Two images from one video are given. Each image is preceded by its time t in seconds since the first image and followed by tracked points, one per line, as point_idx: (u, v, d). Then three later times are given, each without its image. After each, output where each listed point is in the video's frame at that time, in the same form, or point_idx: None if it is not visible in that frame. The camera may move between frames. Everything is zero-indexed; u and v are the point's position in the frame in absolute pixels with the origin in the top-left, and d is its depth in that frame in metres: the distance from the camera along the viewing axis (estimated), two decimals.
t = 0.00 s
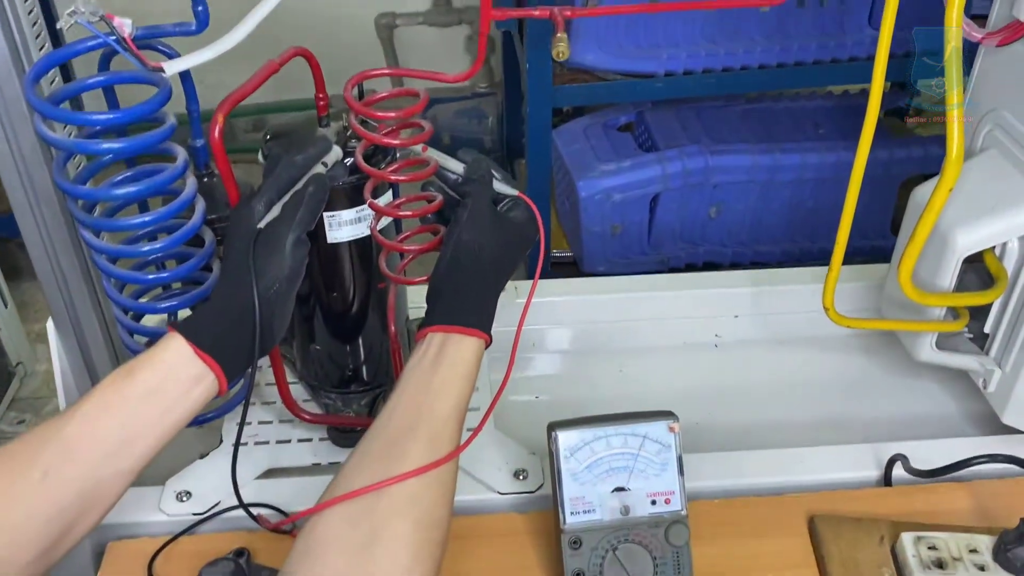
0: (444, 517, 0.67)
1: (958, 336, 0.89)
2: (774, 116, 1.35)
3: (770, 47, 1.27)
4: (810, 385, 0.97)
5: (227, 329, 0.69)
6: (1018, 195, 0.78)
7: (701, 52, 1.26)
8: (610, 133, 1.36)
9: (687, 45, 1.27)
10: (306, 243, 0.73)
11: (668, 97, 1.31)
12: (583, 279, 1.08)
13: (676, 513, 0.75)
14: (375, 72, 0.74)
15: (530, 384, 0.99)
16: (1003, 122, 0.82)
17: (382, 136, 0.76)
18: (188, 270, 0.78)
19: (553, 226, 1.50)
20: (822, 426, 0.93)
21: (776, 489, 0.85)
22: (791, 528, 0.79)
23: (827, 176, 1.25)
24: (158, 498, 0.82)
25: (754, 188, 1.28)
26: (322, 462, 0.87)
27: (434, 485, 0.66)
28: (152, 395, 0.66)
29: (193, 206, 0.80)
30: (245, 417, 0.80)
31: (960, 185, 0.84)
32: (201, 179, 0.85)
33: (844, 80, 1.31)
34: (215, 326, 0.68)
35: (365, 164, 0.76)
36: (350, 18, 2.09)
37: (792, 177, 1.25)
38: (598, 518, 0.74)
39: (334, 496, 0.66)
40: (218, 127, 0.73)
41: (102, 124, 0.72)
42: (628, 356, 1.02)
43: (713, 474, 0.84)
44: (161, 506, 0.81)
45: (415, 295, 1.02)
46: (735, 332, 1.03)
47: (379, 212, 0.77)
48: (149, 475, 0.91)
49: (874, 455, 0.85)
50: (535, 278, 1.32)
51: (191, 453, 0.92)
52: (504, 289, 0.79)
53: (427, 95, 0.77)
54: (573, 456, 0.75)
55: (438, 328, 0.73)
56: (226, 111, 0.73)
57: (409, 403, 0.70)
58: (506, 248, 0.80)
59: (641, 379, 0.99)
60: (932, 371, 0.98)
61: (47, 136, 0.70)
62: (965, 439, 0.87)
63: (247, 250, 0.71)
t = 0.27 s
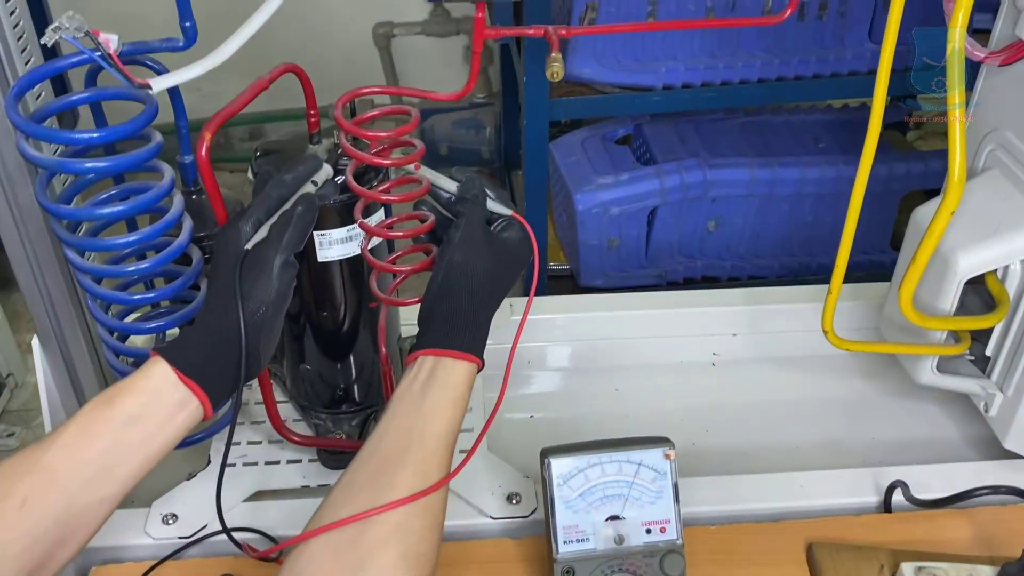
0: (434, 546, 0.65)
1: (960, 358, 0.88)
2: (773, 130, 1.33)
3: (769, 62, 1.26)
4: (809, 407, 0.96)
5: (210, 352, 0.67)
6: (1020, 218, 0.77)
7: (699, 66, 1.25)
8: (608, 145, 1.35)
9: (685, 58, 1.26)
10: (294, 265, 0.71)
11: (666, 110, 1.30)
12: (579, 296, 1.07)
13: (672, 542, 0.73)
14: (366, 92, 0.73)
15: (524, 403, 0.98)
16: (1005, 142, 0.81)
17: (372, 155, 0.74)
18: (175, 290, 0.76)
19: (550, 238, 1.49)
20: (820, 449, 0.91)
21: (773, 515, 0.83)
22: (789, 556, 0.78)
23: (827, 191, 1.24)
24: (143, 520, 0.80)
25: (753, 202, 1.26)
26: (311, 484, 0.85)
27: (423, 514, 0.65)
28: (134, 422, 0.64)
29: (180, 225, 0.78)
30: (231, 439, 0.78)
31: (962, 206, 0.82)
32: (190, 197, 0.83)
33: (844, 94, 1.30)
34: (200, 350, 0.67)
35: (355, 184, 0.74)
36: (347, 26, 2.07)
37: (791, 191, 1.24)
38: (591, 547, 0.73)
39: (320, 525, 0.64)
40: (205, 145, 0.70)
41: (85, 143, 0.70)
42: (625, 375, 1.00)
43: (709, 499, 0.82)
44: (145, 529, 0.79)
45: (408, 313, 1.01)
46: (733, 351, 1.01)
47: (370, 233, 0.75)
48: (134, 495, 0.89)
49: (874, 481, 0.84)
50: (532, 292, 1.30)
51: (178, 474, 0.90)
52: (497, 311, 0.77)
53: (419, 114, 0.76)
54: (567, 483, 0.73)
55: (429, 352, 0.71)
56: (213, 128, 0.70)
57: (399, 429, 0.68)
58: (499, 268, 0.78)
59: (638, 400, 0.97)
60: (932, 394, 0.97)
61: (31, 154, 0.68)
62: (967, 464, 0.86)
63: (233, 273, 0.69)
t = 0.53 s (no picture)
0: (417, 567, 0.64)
1: (964, 376, 0.86)
2: (776, 139, 1.32)
3: (773, 71, 1.24)
4: (810, 423, 0.94)
5: (193, 366, 0.65)
6: None
7: (702, 74, 1.23)
8: (609, 153, 1.33)
9: (688, 67, 1.25)
10: (280, 277, 0.69)
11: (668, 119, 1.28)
12: (577, 307, 1.05)
13: (667, 565, 0.72)
14: (356, 101, 0.71)
15: (520, 415, 0.96)
16: (1012, 156, 0.79)
17: (363, 166, 0.73)
18: (161, 302, 0.74)
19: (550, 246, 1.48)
20: (821, 468, 0.89)
21: (772, 536, 0.81)
22: None
23: (831, 201, 1.22)
24: (129, 534, 0.78)
25: (755, 212, 1.25)
26: (301, 499, 0.83)
27: (407, 536, 0.63)
28: (116, 438, 0.63)
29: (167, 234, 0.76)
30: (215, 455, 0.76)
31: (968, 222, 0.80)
32: (179, 206, 0.82)
33: (849, 103, 1.28)
34: (181, 363, 0.65)
35: (346, 195, 0.72)
36: (349, 29, 2.06)
37: (794, 201, 1.22)
38: (584, 569, 0.71)
39: (302, 545, 0.62)
40: (191, 154, 0.68)
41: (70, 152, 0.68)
42: (623, 388, 0.98)
43: (707, 518, 0.80)
44: (131, 544, 0.77)
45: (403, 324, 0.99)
46: (733, 365, 0.99)
47: (360, 245, 0.73)
48: (121, 508, 0.87)
49: (875, 501, 0.82)
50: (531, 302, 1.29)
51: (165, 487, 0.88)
52: (489, 327, 0.76)
53: (412, 125, 0.74)
54: (559, 504, 0.71)
55: (419, 368, 0.69)
56: (201, 138, 0.68)
57: (386, 448, 0.66)
58: (492, 283, 0.76)
59: (637, 414, 0.95)
60: (936, 412, 0.95)
61: (13, 163, 0.67)
62: (971, 484, 0.84)
63: (217, 286, 0.68)
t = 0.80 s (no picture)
0: None
1: (964, 390, 0.84)
2: (779, 146, 1.30)
3: (776, 77, 1.23)
4: (808, 435, 0.92)
5: (168, 377, 0.65)
6: None
7: (704, 81, 1.22)
8: (611, 159, 1.32)
9: (690, 73, 1.23)
10: (259, 287, 0.68)
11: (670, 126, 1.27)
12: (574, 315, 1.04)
13: None
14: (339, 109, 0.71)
15: (513, 423, 0.94)
16: (1015, 167, 0.77)
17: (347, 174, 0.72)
18: (143, 310, 0.74)
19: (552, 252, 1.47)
20: (818, 481, 0.88)
21: (766, 551, 0.79)
22: None
23: (834, 208, 1.20)
24: (114, 544, 0.78)
25: (758, 219, 1.23)
26: (288, 509, 0.82)
27: (385, 549, 0.62)
28: (85, 450, 0.62)
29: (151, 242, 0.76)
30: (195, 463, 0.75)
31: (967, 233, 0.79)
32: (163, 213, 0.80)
33: (855, 110, 1.26)
34: (156, 373, 0.65)
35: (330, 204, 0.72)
36: (356, 33, 2.06)
37: (796, 208, 1.20)
38: None
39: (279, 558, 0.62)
40: (171, 162, 0.67)
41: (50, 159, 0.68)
42: (618, 398, 0.97)
43: (698, 533, 0.79)
44: (115, 554, 0.77)
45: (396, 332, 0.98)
46: (731, 374, 0.98)
47: (345, 254, 0.73)
48: (109, 516, 0.87)
49: (871, 516, 0.80)
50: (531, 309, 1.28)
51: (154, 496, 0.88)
52: (474, 337, 0.75)
53: (395, 134, 0.73)
54: (544, 519, 0.70)
55: (402, 380, 0.68)
56: (180, 146, 0.68)
57: (367, 460, 0.65)
58: (478, 293, 0.76)
59: (632, 424, 0.94)
60: (937, 426, 0.93)
61: None
62: (972, 500, 0.82)
63: (194, 295, 0.67)
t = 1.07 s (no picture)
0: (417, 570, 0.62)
1: (993, 390, 0.83)
2: (805, 141, 1.29)
3: (802, 71, 1.21)
4: (832, 434, 0.91)
5: (194, 369, 0.66)
6: None
7: (729, 75, 1.21)
8: (635, 154, 1.31)
9: (716, 66, 1.21)
10: (285, 280, 0.69)
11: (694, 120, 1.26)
12: (596, 310, 1.03)
13: None
14: (364, 101, 0.70)
15: (535, 419, 0.94)
16: None
17: (371, 167, 0.71)
18: (169, 301, 0.74)
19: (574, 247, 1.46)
20: (842, 481, 0.87)
21: (788, 551, 0.79)
22: None
23: (860, 205, 1.18)
24: (137, 534, 0.79)
25: (783, 215, 1.21)
26: (310, 500, 0.83)
27: (406, 537, 0.61)
28: (110, 442, 0.63)
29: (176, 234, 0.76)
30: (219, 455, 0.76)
31: (998, 231, 0.77)
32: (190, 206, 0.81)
33: (882, 105, 1.24)
34: (184, 365, 0.65)
35: (353, 197, 0.71)
36: (379, 26, 2.06)
37: (822, 204, 1.19)
38: None
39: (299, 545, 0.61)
40: (197, 154, 0.68)
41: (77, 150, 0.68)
42: (640, 394, 0.96)
43: (720, 531, 0.78)
44: (138, 544, 0.77)
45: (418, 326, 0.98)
46: (755, 372, 0.97)
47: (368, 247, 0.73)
48: (133, 506, 0.88)
49: (896, 517, 0.79)
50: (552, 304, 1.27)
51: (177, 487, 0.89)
52: (497, 329, 0.75)
53: (419, 128, 0.73)
54: (565, 515, 0.70)
55: (424, 370, 0.68)
56: (206, 138, 0.68)
57: (388, 449, 0.65)
58: (502, 286, 0.76)
59: (654, 421, 0.93)
60: (964, 427, 0.92)
61: (18, 160, 0.67)
62: (1000, 502, 0.81)
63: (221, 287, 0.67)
